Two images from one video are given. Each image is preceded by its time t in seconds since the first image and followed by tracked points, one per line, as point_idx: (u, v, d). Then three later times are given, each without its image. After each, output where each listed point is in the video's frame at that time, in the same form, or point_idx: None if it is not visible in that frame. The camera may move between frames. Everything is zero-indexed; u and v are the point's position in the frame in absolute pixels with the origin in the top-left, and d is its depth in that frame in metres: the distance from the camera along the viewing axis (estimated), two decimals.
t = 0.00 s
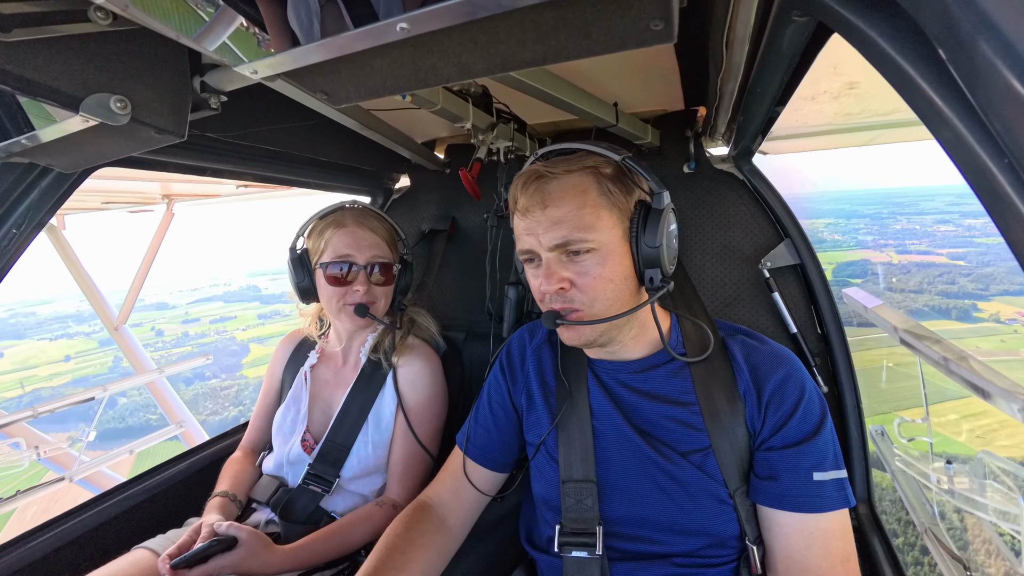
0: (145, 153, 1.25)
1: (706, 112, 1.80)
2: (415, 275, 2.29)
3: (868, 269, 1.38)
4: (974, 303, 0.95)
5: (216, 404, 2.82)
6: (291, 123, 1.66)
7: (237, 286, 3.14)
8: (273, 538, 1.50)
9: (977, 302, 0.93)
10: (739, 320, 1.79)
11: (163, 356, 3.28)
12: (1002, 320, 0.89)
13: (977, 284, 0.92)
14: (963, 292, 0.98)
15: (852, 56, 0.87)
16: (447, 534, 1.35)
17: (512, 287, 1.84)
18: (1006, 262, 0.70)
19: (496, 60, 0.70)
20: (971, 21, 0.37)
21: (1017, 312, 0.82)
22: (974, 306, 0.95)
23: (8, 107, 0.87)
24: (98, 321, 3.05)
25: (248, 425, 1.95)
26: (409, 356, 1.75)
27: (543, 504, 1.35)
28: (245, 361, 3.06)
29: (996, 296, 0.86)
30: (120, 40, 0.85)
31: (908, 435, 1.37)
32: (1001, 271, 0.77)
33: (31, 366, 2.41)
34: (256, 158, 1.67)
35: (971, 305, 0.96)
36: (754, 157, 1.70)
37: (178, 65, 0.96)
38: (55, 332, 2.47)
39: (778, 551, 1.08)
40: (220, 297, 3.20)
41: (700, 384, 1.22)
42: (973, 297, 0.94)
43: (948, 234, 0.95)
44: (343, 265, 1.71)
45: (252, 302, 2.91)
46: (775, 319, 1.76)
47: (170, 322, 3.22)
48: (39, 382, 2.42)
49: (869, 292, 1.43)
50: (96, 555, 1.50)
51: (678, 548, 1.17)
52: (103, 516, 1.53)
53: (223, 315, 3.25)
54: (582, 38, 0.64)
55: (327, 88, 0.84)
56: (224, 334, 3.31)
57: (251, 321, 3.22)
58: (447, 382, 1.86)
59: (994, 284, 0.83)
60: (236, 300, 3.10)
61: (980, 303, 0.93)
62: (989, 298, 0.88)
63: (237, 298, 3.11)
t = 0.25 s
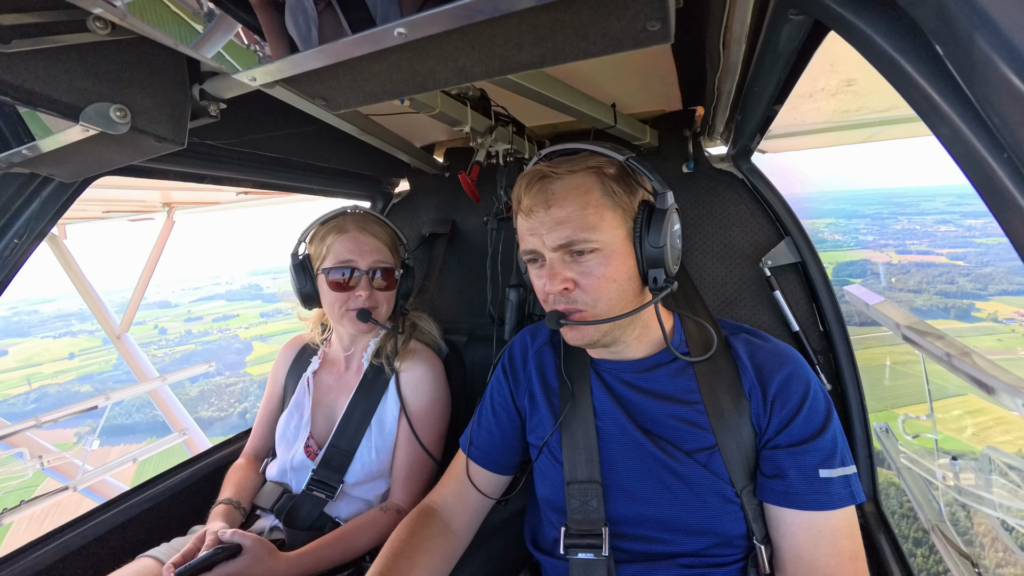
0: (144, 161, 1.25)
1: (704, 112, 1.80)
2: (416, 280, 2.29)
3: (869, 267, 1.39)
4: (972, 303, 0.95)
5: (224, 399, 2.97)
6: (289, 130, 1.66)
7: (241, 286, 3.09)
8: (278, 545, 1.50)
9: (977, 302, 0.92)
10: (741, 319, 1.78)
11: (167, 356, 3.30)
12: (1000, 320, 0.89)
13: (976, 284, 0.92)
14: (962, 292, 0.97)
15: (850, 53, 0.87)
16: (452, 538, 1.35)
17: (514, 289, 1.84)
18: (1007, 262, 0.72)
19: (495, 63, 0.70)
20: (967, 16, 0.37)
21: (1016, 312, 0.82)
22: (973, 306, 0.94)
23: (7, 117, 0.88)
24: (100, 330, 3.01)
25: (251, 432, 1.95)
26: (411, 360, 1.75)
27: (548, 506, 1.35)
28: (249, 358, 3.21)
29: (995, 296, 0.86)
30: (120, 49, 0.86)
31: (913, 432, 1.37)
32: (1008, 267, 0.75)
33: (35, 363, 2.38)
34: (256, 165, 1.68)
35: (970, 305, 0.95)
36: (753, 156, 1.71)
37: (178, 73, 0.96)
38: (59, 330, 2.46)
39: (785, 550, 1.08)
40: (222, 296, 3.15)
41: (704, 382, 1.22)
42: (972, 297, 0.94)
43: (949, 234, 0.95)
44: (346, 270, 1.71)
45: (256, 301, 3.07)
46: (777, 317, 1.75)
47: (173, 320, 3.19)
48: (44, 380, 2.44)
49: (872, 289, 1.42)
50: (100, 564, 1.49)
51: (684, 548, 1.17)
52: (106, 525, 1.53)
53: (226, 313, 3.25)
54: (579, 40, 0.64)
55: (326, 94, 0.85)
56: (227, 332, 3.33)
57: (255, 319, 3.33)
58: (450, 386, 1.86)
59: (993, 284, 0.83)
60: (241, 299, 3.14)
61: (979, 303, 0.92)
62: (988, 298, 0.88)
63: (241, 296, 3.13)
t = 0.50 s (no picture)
0: (145, 169, 1.26)
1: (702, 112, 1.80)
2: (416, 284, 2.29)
3: (869, 266, 1.39)
4: (969, 303, 0.96)
5: (224, 399, 2.92)
6: (288, 135, 1.67)
7: (239, 285, 2.98)
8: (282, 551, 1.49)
9: (974, 302, 0.93)
10: (743, 318, 1.78)
11: (171, 353, 3.32)
12: (998, 320, 0.90)
13: (975, 283, 0.93)
14: (961, 292, 0.98)
15: (847, 51, 0.87)
16: (456, 541, 1.34)
17: (515, 292, 1.85)
18: (1006, 260, 0.75)
19: (492, 66, 0.70)
20: (964, 12, 0.37)
21: (1015, 311, 0.84)
22: (971, 305, 0.95)
23: (8, 129, 0.87)
24: (103, 339, 3.01)
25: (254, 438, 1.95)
26: (413, 365, 1.75)
27: (552, 507, 1.34)
28: (250, 357, 3.15)
29: (993, 296, 0.88)
30: (119, 59, 0.86)
31: (917, 428, 1.36)
32: (1011, 266, 0.75)
33: (38, 359, 2.44)
34: (256, 172, 1.68)
35: (968, 305, 0.96)
36: (751, 155, 1.71)
37: (177, 82, 0.97)
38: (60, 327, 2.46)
39: (791, 549, 1.08)
40: (222, 294, 3.06)
41: (706, 382, 1.22)
42: (970, 298, 0.95)
43: (949, 235, 0.95)
44: (346, 275, 1.71)
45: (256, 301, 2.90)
46: (779, 316, 1.75)
47: (175, 318, 3.28)
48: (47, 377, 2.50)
49: (873, 287, 1.41)
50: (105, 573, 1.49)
51: (689, 547, 1.16)
52: (111, 533, 1.52)
53: (228, 311, 3.13)
54: (577, 42, 0.64)
55: (325, 100, 0.85)
56: (230, 330, 3.27)
57: (256, 318, 3.17)
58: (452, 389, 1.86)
59: (992, 283, 0.86)
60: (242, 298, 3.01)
61: (977, 302, 0.93)
62: (986, 298, 0.90)
63: (243, 295, 2.99)
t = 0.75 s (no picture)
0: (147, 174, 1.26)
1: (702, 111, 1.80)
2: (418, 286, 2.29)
3: (869, 266, 1.41)
4: (967, 304, 0.95)
5: (230, 394, 3.06)
6: (289, 139, 1.67)
7: (242, 282, 2.96)
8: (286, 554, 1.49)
9: (973, 302, 0.94)
10: (744, 318, 1.78)
11: (174, 349, 3.22)
12: (995, 321, 0.90)
13: (973, 284, 0.94)
14: (958, 292, 0.99)
15: (846, 49, 0.87)
16: (460, 543, 1.34)
17: (516, 293, 1.85)
18: (1003, 260, 0.77)
19: (490, 67, 0.70)
20: (963, 7, 0.37)
21: (1013, 311, 0.85)
22: (969, 306, 0.95)
23: (9, 133, 0.88)
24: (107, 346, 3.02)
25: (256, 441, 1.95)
26: (415, 367, 1.75)
27: (554, 509, 1.34)
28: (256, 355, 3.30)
29: (990, 297, 0.89)
30: (120, 65, 0.87)
31: (921, 426, 1.36)
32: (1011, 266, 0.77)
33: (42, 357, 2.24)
34: (257, 175, 1.69)
35: (966, 305, 0.96)
36: (752, 154, 1.72)
37: (178, 87, 0.97)
38: (63, 324, 2.28)
39: (794, 549, 1.07)
40: (224, 292, 3.03)
41: (707, 382, 1.22)
42: (967, 298, 0.96)
43: (949, 235, 0.96)
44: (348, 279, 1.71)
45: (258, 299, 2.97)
46: (781, 315, 1.75)
47: (178, 315, 3.17)
48: (53, 373, 2.43)
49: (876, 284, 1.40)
50: None
51: (692, 548, 1.16)
52: (114, 538, 1.52)
53: (230, 309, 3.11)
54: (575, 43, 0.64)
55: (324, 103, 0.86)
56: (232, 327, 3.26)
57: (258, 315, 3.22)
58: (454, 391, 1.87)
59: (990, 284, 0.87)
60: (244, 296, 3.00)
61: (976, 303, 0.93)
62: (984, 299, 0.91)
63: (245, 293, 3.00)
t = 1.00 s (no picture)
0: (149, 174, 1.26)
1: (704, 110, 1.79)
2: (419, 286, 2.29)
3: (870, 266, 1.42)
4: (965, 304, 0.96)
5: (233, 390, 3.06)
6: (290, 139, 1.67)
7: (244, 280, 2.93)
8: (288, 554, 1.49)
9: (970, 302, 0.94)
10: (747, 318, 1.78)
11: (176, 347, 3.25)
12: (992, 321, 0.91)
13: (971, 284, 0.94)
14: (957, 292, 0.99)
15: (849, 48, 0.87)
16: (462, 543, 1.34)
17: (518, 293, 1.85)
18: (1002, 261, 0.79)
19: (492, 67, 0.70)
20: (967, 6, 0.36)
21: (1011, 311, 0.85)
22: (967, 306, 0.96)
23: (11, 132, 0.88)
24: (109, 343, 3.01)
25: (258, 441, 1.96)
26: (416, 367, 1.75)
27: (556, 509, 1.34)
28: (257, 351, 3.29)
29: (989, 297, 0.89)
30: (122, 64, 0.87)
31: (924, 427, 1.35)
32: (1009, 268, 0.79)
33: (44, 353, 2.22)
34: (259, 175, 1.69)
35: (963, 305, 0.97)
36: (754, 154, 1.69)
37: (180, 88, 0.97)
38: (65, 321, 2.26)
39: (796, 551, 1.07)
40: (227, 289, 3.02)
41: (709, 383, 1.22)
42: (965, 298, 0.96)
43: (949, 236, 0.96)
44: (349, 279, 1.72)
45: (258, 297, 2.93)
46: (783, 315, 1.75)
47: (179, 313, 3.16)
48: (58, 369, 2.40)
49: (877, 284, 1.40)
50: None
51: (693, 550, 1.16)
52: (116, 537, 1.53)
53: (231, 307, 3.08)
54: (576, 43, 0.64)
55: (326, 103, 0.86)
56: (233, 323, 3.26)
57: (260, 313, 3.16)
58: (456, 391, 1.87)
59: (987, 285, 0.88)
60: (244, 294, 2.95)
61: (974, 304, 0.94)
62: (982, 300, 0.91)
63: (245, 291, 2.94)
